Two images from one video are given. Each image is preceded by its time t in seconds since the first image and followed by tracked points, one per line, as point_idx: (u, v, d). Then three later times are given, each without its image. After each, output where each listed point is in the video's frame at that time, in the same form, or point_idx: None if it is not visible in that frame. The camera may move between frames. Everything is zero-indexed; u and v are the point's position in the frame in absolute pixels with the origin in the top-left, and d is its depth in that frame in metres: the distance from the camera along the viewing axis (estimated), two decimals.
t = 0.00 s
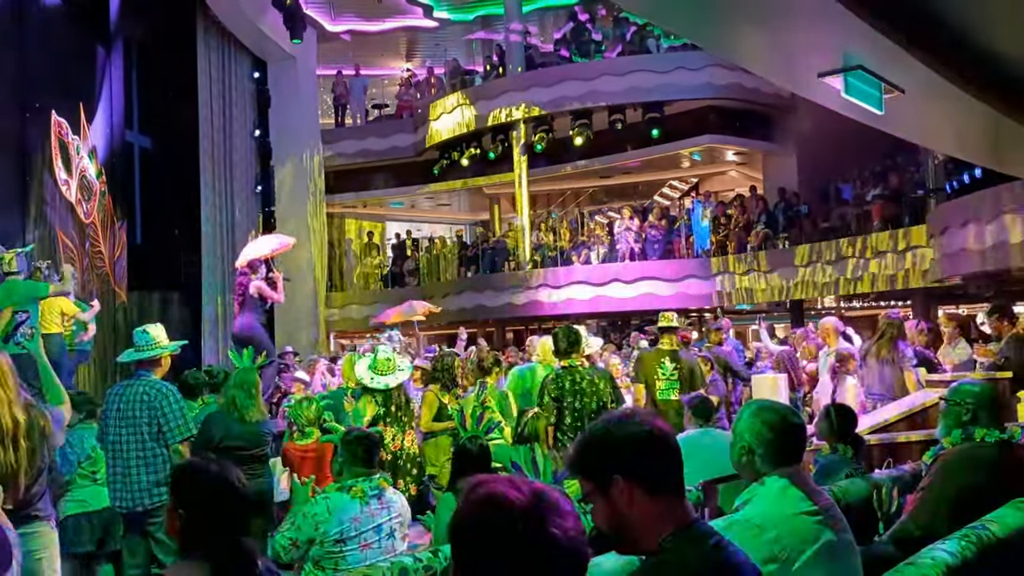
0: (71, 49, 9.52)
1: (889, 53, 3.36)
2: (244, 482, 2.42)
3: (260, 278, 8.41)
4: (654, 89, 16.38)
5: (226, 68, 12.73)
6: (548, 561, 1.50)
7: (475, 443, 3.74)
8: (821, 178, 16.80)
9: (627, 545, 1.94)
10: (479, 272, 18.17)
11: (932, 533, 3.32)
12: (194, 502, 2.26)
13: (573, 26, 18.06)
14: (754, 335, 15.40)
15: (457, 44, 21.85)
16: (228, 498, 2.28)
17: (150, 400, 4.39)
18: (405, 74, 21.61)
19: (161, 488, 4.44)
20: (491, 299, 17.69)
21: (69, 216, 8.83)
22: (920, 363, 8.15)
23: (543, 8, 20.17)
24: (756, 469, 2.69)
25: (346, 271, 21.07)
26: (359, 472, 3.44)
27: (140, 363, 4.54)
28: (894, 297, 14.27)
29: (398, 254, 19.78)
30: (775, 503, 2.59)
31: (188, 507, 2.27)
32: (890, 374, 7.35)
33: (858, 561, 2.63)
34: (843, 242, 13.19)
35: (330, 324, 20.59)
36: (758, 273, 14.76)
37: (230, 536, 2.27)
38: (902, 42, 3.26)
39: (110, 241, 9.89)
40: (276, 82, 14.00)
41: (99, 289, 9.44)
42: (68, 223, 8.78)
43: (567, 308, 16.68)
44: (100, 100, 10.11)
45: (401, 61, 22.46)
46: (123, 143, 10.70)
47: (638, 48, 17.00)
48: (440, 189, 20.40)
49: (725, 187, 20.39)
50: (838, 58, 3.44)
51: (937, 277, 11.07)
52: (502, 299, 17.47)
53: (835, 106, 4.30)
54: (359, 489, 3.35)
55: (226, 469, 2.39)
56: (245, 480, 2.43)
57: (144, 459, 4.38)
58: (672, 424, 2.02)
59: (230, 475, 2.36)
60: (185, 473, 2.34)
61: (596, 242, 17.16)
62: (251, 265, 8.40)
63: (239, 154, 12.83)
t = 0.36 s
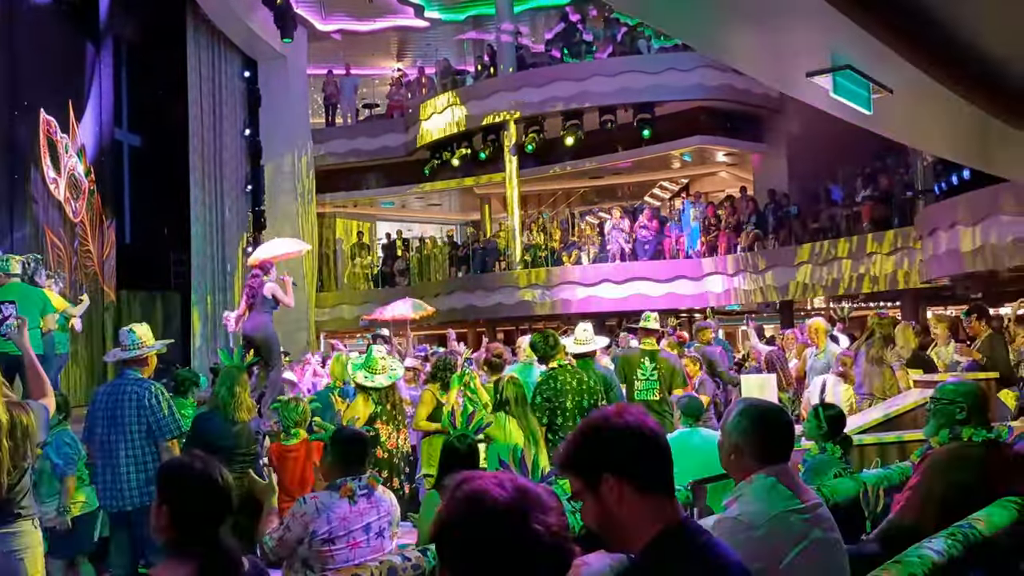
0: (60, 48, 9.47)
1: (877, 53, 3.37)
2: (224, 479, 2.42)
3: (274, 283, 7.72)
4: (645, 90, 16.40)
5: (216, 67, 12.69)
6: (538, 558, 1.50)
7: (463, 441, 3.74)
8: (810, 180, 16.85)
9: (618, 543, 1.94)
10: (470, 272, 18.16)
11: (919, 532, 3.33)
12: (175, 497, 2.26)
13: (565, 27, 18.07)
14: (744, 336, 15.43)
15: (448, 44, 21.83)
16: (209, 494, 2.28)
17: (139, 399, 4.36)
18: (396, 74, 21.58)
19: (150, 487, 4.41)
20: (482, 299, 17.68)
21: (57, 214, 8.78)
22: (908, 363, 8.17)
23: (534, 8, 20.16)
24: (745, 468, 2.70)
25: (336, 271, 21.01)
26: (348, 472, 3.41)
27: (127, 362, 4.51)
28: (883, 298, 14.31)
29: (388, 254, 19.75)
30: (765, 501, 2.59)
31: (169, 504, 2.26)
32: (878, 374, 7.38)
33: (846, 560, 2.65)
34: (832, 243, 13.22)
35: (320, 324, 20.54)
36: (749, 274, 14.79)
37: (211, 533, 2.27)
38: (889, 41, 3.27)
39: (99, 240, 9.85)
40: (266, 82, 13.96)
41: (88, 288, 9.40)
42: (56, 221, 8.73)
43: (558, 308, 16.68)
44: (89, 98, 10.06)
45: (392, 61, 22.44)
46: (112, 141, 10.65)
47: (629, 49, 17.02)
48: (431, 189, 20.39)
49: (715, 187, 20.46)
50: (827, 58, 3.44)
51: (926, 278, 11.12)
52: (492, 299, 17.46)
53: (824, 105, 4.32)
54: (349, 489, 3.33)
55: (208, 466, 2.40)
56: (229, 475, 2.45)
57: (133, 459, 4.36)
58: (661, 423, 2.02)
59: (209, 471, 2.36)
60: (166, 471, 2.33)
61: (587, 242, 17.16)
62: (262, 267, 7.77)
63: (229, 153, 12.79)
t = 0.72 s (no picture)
0: (48, 46, 9.42)
1: (861, 54, 3.38)
2: (211, 485, 2.46)
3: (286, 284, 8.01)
4: (635, 90, 16.41)
5: (206, 66, 12.65)
6: (520, 560, 1.49)
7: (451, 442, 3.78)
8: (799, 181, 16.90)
9: (604, 545, 1.94)
10: (460, 272, 18.16)
11: (903, 536, 3.37)
12: (156, 504, 2.35)
13: (556, 27, 18.08)
14: (732, 337, 15.48)
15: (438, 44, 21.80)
16: (187, 500, 2.36)
17: (127, 399, 4.35)
18: (387, 74, 21.56)
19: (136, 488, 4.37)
20: (471, 299, 17.69)
21: (45, 213, 8.74)
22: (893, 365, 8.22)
23: (525, 8, 20.15)
24: (730, 470, 2.70)
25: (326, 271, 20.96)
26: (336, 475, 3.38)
27: (114, 363, 4.49)
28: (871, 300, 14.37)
29: (378, 253, 19.73)
30: (749, 504, 2.61)
31: (152, 507, 2.36)
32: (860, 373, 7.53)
33: (831, 562, 2.66)
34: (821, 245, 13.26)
35: (309, 324, 20.49)
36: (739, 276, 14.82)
37: (191, 538, 2.32)
38: (875, 44, 3.28)
39: (88, 238, 9.81)
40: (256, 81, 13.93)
41: (75, 287, 9.36)
42: (43, 220, 8.68)
43: (548, 309, 16.69)
44: (78, 97, 10.02)
45: (383, 61, 22.41)
46: (100, 140, 10.62)
47: (620, 49, 17.05)
48: (421, 189, 20.38)
49: (705, 188, 20.49)
50: (812, 60, 3.45)
51: (914, 279, 11.18)
52: (482, 299, 17.45)
53: (812, 109, 4.32)
54: (335, 490, 3.31)
55: (193, 472, 2.46)
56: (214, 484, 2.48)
57: (119, 459, 4.33)
58: (648, 425, 2.03)
59: (193, 478, 2.42)
60: (155, 479, 2.42)
61: (577, 243, 17.18)
62: (273, 266, 8.13)
63: (218, 152, 12.75)
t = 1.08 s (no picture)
0: (38, 44, 9.38)
1: (852, 56, 3.39)
2: (200, 486, 2.47)
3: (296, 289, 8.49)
4: (627, 91, 16.43)
5: (197, 65, 12.59)
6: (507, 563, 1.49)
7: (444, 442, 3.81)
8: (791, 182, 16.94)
9: (595, 546, 1.94)
10: (451, 272, 18.15)
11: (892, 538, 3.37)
12: (141, 506, 2.35)
13: (548, 27, 18.08)
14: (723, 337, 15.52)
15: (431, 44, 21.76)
16: (174, 502, 2.36)
17: (116, 401, 4.33)
18: (379, 73, 21.54)
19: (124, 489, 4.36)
20: (463, 299, 17.68)
21: (35, 212, 8.70)
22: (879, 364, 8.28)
23: (517, 8, 20.14)
24: (721, 472, 2.70)
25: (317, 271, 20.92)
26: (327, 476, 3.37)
27: (102, 364, 4.47)
28: (862, 300, 14.42)
29: (370, 253, 19.71)
30: (740, 505, 2.61)
31: (138, 508, 2.35)
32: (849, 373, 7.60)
33: (822, 563, 2.66)
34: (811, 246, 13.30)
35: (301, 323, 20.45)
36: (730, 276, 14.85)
37: (176, 540, 2.33)
38: (868, 44, 3.28)
39: (78, 237, 9.78)
40: (248, 80, 13.88)
41: (66, 286, 9.33)
42: (33, 219, 8.64)
43: (540, 309, 16.69)
44: (69, 95, 9.98)
45: (375, 60, 22.38)
46: (90, 139, 10.59)
47: (612, 49, 17.07)
48: (413, 188, 20.36)
49: (696, 189, 20.52)
50: (802, 62, 3.45)
51: (904, 280, 11.21)
52: (474, 299, 17.46)
53: (803, 110, 4.33)
54: (326, 491, 3.30)
55: (183, 474, 2.47)
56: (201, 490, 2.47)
57: (107, 461, 4.31)
58: (640, 426, 2.03)
59: (180, 479, 2.42)
60: (141, 479, 2.42)
61: (569, 243, 17.20)
62: (285, 271, 8.61)
63: (209, 151, 12.70)
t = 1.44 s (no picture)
0: (30, 42, 9.34)
1: (847, 53, 3.38)
2: (190, 485, 2.51)
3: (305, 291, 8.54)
4: (622, 90, 16.43)
5: (191, 63, 12.55)
6: (499, 560, 1.48)
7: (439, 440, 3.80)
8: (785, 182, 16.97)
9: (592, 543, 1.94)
10: (445, 271, 18.15)
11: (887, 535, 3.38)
12: (131, 505, 2.40)
13: (542, 26, 18.08)
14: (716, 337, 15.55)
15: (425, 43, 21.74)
16: (163, 501, 2.42)
17: (107, 399, 4.31)
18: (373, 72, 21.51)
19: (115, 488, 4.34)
20: (457, 298, 17.67)
21: (28, 210, 8.68)
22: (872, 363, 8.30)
23: (512, 7, 20.14)
24: (717, 469, 2.69)
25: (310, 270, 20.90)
26: (321, 474, 3.37)
27: (95, 361, 4.45)
28: (855, 300, 14.45)
29: (363, 252, 19.70)
30: (734, 503, 2.61)
31: (127, 506, 2.41)
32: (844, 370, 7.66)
33: (816, 561, 2.67)
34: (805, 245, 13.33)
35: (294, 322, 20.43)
36: (723, 276, 14.88)
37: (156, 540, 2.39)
38: (864, 42, 3.28)
39: (71, 235, 9.75)
40: (241, 78, 13.84)
41: (58, 284, 9.30)
42: (26, 217, 8.61)
43: (533, 308, 16.70)
44: (62, 93, 9.94)
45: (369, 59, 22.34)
46: (83, 137, 10.55)
47: (606, 48, 17.09)
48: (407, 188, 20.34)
49: (690, 188, 20.53)
50: (798, 59, 3.44)
51: (897, 280, 11.24)
52: (467, 298, 17.48)
53: (799, 108, 4.32)
54: (318, 490, 3.30)
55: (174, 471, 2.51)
56: (189, 491, 2.51)
57: (98, 459, 4.28)
58: (638, 423, 2.03)
59: (170, 479, 2.47)
60: (132, 479, 2.47)
61: (562, 242, 17.22)
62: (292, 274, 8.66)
63: (202, 149, 12.66)
